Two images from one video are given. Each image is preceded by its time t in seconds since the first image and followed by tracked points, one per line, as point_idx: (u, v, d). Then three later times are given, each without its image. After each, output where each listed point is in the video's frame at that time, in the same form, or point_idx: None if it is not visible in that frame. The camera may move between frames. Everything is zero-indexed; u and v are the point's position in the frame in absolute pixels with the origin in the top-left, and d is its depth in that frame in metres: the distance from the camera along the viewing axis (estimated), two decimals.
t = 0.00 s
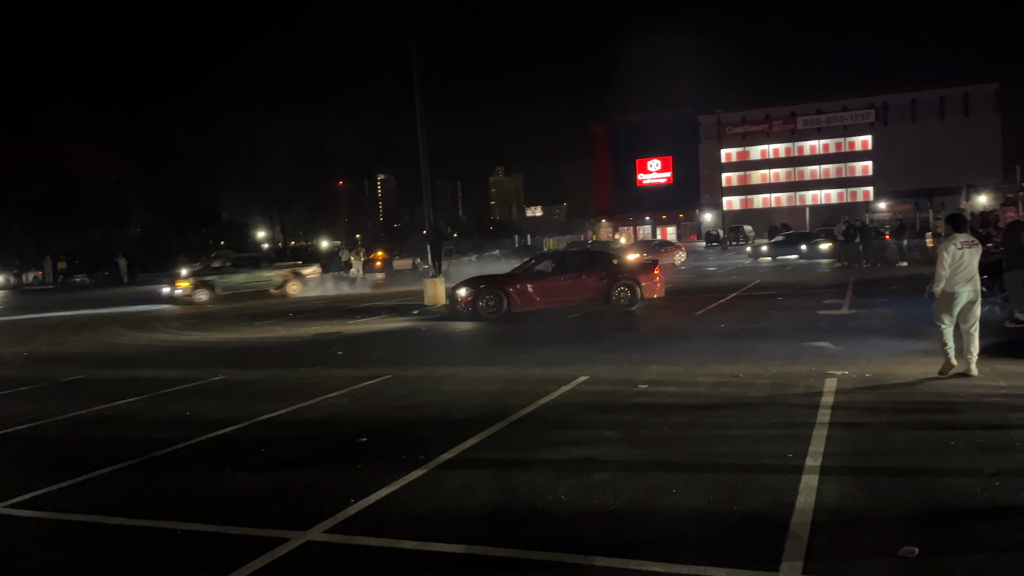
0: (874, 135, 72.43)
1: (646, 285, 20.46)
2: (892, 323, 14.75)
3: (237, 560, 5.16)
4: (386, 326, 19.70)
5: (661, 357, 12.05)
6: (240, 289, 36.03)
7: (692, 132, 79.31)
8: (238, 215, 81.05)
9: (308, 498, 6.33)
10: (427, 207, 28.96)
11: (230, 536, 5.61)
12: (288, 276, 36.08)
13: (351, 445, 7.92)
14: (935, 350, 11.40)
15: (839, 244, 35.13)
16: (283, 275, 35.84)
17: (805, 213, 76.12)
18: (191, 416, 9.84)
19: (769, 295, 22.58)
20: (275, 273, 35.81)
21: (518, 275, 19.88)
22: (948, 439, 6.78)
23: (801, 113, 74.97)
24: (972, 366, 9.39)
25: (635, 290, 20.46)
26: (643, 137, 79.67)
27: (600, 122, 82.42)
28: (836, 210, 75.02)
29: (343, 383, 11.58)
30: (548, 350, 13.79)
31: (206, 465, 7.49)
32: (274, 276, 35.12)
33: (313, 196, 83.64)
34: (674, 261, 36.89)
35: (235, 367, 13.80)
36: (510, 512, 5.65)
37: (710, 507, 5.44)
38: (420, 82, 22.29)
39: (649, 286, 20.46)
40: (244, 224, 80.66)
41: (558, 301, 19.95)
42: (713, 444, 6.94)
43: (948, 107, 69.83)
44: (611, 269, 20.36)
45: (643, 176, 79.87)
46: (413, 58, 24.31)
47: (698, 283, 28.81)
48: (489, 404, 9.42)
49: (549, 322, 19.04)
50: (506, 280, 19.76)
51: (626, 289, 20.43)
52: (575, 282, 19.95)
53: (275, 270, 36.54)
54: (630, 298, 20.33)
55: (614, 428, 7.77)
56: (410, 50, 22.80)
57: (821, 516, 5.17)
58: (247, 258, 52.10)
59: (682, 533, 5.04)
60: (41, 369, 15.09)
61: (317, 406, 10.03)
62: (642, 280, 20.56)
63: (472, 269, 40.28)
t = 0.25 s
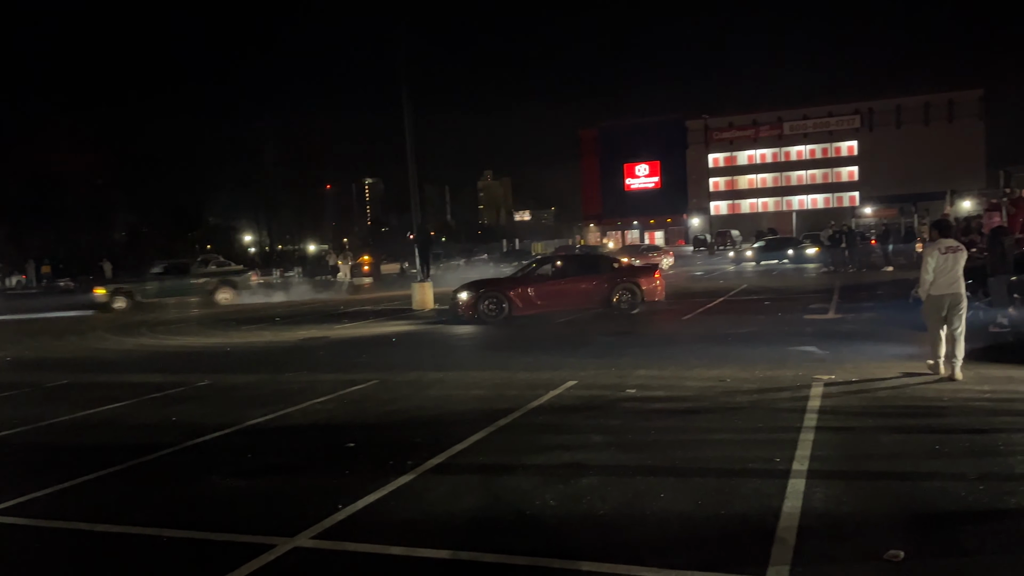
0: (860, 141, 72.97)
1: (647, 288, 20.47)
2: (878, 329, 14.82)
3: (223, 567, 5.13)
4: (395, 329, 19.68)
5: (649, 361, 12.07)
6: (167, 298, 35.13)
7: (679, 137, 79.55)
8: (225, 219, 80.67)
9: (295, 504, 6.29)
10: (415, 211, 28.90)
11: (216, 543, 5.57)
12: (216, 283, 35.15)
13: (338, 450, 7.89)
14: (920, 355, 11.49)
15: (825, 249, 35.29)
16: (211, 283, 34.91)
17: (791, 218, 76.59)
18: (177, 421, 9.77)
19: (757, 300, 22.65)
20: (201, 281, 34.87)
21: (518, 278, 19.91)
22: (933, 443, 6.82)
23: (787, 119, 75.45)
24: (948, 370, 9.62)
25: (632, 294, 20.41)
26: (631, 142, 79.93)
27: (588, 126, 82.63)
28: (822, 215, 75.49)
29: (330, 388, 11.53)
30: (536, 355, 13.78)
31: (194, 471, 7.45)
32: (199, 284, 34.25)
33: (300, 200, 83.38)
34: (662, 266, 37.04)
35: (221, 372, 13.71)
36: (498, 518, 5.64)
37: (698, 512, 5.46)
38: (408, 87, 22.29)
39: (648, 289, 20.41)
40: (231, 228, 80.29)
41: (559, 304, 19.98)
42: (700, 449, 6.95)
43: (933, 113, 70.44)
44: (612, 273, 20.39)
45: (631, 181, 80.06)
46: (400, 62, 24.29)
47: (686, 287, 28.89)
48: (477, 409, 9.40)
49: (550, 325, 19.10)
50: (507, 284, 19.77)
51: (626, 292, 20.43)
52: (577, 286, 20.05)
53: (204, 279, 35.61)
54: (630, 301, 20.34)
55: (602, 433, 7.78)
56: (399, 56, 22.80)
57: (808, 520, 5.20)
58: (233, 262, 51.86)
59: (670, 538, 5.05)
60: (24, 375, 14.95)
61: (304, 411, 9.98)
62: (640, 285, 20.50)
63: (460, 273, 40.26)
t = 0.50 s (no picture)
0: (850, 145, 73.35)
1: (646, 290, 20.64)
2: (869, 332, 14.87)
3: (216, 570, 5.11)
4: (396, 332, 19.64)
5: (641, 365, 12.09)
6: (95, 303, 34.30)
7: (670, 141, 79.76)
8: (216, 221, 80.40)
9: (287, 507, 6.27)
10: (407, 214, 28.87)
11: (209, 546, 5.55)
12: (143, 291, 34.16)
13: (331, 453, 7.87)
14: (911, 358, 11.54)
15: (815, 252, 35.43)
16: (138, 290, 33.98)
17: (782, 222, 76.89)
18: (168, 424, 9.73)
19: (748, 303, 22.68)
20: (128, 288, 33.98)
21: (519, 280, 20.17)
22: (924, 446, 6.86)
23: (778, 123, 75.78)
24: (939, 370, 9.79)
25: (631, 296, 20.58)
26: (622, 145, 80.12)
27: (580, 130, 82.83)
28: (813, 219, 75.83)
29: (321, 391, 11.51)
30: (529, 358, 13.79)
31: (185, 474, 7.43)
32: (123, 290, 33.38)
33: (292, 203, 83.21)
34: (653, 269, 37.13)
35: (213, 375, 13.65)
36: (491, 521, 5.64)
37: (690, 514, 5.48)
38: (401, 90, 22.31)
39: (647, 292, 20.57)
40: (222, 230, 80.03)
41: (558, 306, 20.14)
42: (692, 452, 6.98)
43: (922, 118, 70.86)
44: (613, 275, 20.62)
45: (622, 184, 80.52)
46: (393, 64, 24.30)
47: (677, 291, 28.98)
48: (470, 412, 9.40)
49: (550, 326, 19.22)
50: (507, 285, 20.03)
51: (625, 294, 20.60)
52: (576, 288, 20.26)
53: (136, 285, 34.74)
54: (630, 302, 20.53)
55: (595, 436, 7.79)
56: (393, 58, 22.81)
57: (801, 523, 5.22)
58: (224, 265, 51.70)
59: (664, 540, 5.06)
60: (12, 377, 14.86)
61: (296, 414, 9.96)
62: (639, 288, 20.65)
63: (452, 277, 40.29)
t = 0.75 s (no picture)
0: (847, 148, 73.49)
1: (640, 292, 20.63)
2: (866, 334, 14.91)
3: (216, 569, 5.12)
4: (384, 334, 19.62)
5: (639, 366, 12.11)
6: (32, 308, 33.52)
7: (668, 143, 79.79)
8: (214, 221, 80.36)
9: (288, 508, 6.26)
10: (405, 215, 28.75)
11: (209, 547, 5.54)
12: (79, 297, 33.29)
13: (330, 454, 7.87)
14: (909, 360, 11.57)
15: (813, 255, 35.50)
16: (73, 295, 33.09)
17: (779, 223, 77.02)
18: (168, 425, 9.70)
19: (745, 305, 22.72)
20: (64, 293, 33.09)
21: (514, 281, 20.16)
22: (922, 448, 6.87)
23: (776, 125, 75.89)
24: (958, 363, 9.99)
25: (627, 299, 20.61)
26: (620, 147, 80.19)
27: (579, 132, 82.93)
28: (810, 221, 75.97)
29: (319, 392, 11.50)
30: (525, 360, 13.79)
31: (183, 475, 7.42)
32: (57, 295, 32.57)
33: (289, 203, 83.16)
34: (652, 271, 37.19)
35: (211, 376, 13.67)
36: (490, 522, 5.64)
37: (692, 517, 5.46)
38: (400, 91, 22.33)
39: (643, 294, 20.58)
40: (220, 230, 79.99)
41: (552, 309, 20.18)
42: (692, 453, 6.98)
43: (919, 121, 70.99)
44: (606, 277, 20.62)
45: (620, 186, 80.47)
46: (393, 65, 24.34)
47: (675, 292, 29.08)
48: (467, 414, 9.40)
49: (542, 329, 19.24)
50: (501, 286, 20.02)
51: (620, 296, 20.67)
52: (570, 290, 20.26)
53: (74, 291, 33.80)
54: (624, 305, 20.58)
55: (594, 437, 7.80)
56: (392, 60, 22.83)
57: (800, 525, 5.22)
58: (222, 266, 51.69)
59: (664, 542, 5.07)
60: (12, 377, 14.82)
61: (294, 415, 9.96)
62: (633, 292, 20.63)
63: (450, 277, 40.32)
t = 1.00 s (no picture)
0: (854, 148, 73.35)
1: (632, 294, 20.67)
2: (872, 335, 14.89)
3: (227, 567, 5.15)
4: (377, 334, 19.65)
5: (646, 367, 12.12)
6: None
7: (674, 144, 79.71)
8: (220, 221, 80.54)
9: (297, 507, 6.28)
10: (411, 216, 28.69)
11: (220, 544, 5.57)
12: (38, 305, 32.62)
13: (338, 453, 7.90)
14: (915, 361, 11.56)
15: (819, 256, 35.48)
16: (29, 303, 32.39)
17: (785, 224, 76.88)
18: (176, 424, 9.74)
19: (751, 306, 22.71)
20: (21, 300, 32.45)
21: (506, 283, 19.97)
22: (931, 448, 6.87)
23: (782, 126, 75.78)
24: (978, 364, 10.03)
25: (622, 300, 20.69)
26: (626, 148, 80.15)
27: (584, 132, 82.87)
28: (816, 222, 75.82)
29: (327, 391, 11.54)
30: (532, 360, 13.80)
31: (191, 474, 7.45)
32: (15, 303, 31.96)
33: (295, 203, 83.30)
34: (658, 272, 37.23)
35: (219, 375, 13.72)
36: (500, 521, 5.66)
37: (702, 517, 5.47)
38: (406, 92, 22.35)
39: (636, 296, 20.64)
40: (226, 230, 80.19)
41: (545, 311, 20.11)
42: (700, 454, 6.99)
43: (926, 121, 70.82)
44: (599, 278, 20.65)
45: (626, 187, 80.30)
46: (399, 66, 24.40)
47: (681, 292, 29.08)
48: (474, 413, 9.42)
49: (534, 330, 19.23)
50: (495, 288, 19.85)
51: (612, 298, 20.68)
52: (561, 292, 20.23)
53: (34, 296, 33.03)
54: (616, 307, 20.61)
55: (602, 437, 7.82)
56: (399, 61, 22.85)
57: (809, 525, 5.23)
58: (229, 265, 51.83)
59: (673, 542, 5.07)
60: (20, 376, 14.89)
61: (302, 413, 9.99)
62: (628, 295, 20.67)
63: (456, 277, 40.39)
